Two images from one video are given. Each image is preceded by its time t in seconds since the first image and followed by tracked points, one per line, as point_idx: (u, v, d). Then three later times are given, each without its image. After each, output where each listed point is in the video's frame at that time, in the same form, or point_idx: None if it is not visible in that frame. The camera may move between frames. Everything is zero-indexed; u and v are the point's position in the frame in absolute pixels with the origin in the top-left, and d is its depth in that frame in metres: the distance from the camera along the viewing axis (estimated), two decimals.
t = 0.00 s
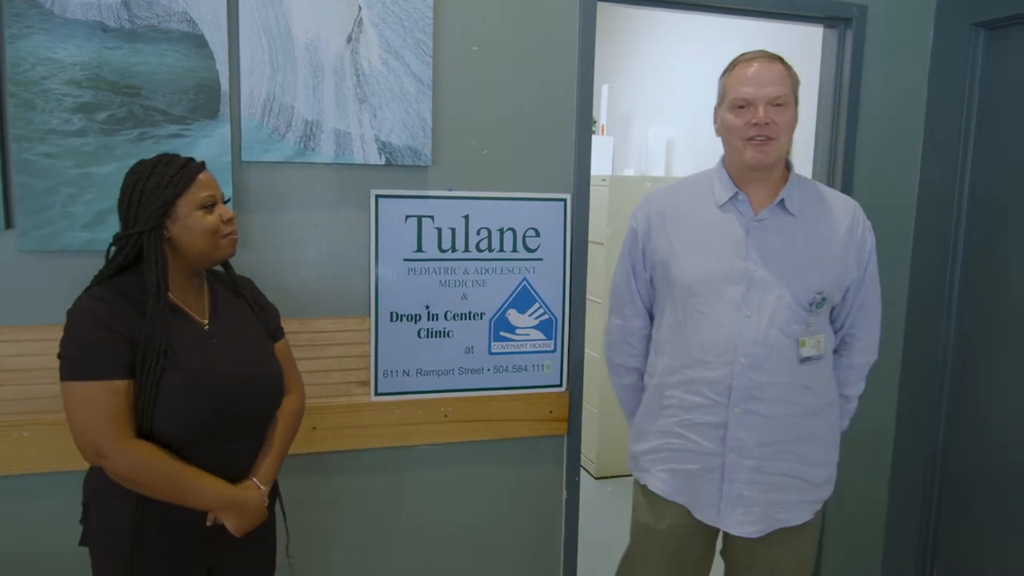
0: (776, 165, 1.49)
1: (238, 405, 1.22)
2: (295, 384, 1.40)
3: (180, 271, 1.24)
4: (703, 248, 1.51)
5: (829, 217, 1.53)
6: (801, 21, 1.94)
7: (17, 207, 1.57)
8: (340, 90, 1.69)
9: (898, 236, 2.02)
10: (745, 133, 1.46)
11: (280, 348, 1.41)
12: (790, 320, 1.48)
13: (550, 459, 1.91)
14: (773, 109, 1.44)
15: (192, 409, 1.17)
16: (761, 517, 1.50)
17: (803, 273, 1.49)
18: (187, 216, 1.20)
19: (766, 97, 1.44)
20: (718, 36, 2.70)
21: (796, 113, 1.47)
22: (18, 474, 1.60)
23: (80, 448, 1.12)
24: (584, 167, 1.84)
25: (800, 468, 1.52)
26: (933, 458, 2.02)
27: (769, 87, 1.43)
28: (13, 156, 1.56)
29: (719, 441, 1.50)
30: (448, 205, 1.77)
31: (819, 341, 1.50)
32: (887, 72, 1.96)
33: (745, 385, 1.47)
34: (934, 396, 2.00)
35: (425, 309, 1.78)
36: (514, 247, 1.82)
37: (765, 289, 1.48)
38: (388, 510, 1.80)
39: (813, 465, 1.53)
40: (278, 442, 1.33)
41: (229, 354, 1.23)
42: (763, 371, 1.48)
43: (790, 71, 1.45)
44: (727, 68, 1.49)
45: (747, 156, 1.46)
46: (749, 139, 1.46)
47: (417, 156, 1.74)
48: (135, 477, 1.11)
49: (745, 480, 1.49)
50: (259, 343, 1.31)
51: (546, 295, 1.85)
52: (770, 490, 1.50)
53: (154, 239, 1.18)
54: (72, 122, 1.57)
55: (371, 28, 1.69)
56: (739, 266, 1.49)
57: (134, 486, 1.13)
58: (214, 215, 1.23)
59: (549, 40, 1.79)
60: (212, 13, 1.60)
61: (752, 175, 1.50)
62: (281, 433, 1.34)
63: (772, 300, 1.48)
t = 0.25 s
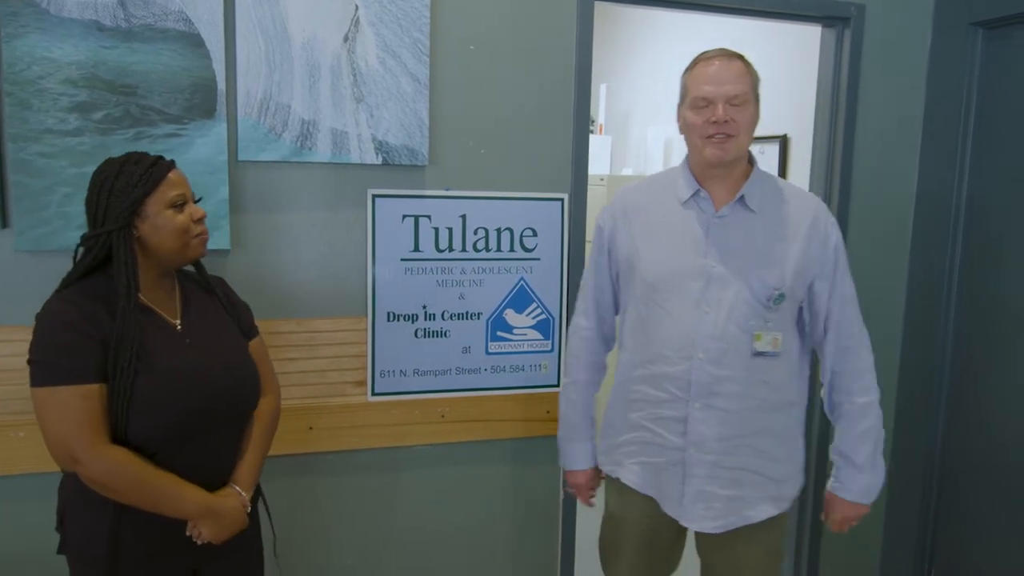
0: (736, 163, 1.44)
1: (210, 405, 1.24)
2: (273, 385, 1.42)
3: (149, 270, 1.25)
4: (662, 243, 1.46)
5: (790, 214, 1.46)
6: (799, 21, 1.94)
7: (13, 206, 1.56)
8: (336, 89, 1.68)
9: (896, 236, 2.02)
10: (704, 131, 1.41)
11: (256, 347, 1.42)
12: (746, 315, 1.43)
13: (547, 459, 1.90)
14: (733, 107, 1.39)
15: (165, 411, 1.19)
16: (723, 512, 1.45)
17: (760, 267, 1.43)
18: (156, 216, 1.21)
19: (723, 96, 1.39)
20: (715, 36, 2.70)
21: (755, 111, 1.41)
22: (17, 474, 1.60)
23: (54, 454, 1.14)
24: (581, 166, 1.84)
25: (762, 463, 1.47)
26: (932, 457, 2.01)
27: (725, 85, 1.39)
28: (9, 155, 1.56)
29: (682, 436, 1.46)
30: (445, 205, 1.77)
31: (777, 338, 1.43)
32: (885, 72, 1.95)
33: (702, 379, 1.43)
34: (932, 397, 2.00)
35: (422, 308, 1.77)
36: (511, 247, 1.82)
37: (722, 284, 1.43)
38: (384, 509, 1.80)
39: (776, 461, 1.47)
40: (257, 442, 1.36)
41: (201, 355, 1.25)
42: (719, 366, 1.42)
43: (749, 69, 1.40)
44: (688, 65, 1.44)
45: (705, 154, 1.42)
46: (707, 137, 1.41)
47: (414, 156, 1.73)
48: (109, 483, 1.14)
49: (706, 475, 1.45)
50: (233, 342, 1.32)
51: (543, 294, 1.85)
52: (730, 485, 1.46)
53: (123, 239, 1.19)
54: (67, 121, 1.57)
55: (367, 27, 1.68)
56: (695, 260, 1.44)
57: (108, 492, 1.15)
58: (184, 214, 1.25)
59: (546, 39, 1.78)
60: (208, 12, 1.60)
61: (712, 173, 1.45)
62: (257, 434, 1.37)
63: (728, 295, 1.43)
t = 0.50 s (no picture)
0: (698, 162, 1.39)
1: (186, 407, 1.32)
2: (253, 386, 1.50)
3: (123, 269, 1.32)
4: (628, 240, 1.42)
5: (756, 209, 1.40)
6: (797, 21, 1.94)
7: (9, 207, 1.57)
8: (332, 90, 1.68)
9: (894, 236, 2.01)
10: (668, 131, 1.36)
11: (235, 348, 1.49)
12: (708, 310, 1.37)
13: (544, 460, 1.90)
14: (696, 107, 1.35)
15: (142, 413, 1.26)
16: (680, 504, 1.40)
17: (722, 261, 1.38)
18: (131, 216, 1.29)
19: (685, 95, 1.34)
20: (713, 35, 2.69)
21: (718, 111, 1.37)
22: (14, 476, 1.59)
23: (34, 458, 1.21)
24: (577, 167, 1.83)
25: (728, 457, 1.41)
26: (931, 458, 2.00)
27: (687, 85, 1.34)
28: (4, 156, 1.56)
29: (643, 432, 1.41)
30: (441, 206, 1.76)
31: (740, 333, 1.37)
32: (883, 72, 1.95)
33: (664, 376, 1.38)
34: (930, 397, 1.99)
35: (417, 310, 1.77)
36: (507, 247, 1.81)
37: (686, 280, 1.38)
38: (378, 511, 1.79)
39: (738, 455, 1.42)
40: (239, 442, 1.44)
41: (177, 358, 1.32)
42: (683, 362, 1.37)
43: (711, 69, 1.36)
44: (650, 65, 1.40)
45: (670, 155, 1.37)
46: (669, 137, 1.37)
47: (410, 156, 1.73)
48: (88, 485, 1.21)
49: (665, 468, 1.39)
50: (208, 343, 1.40)
51: (539, 295, 1.85)
52: (689, 477, 1.40)
53: (97, 238, 1.26)
54: (62, 122, 1.57)
55: (363, 28, 1.68)
56: (660, 257, 1.39)
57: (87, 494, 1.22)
58: (158, 215, 1.32)
59: (542, 40, 1.78)
60: (203, 13, 1.60)
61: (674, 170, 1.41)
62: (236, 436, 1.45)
63: (691, 291, 1.37)
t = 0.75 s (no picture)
0: (672, 165, 1.37)
1: (174, 408, 1.34)
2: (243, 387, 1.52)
3: (111, 269, 1.35)
4: (598, 236, 1.41)
5: (725, 207, 1.38)
6: (797, 20, 1.93)
7: (7, 207, 1.57)
8: (330, 91, 1.68)
9: (896, 237, 2.00)
10: (642, 137, 1.34)
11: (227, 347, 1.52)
12: (677, 306, 1.34)
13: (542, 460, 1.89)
14: (668, 111, 1.33)
15: (131, 414, 1.29)
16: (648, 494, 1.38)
17: (690, 256, 1.35)
18: (118, 217, 1.32)
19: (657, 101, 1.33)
20: (712, 34, 2.67)
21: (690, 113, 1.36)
22: (13, 476, 1.59)
23: (24, 461, 1.25)
24: (577, 167, 1.83)
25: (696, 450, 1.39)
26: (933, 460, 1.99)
27: (659, 90, 1.32)
28: (2, 157, 1.56)
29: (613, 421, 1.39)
30: (440, 206, 1.76)
31: (710, 330, 1.35)
32: (885, 71, 1.94)
33: (633, 371, 1.36)
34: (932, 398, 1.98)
35: (416, 310, 1.76)
36: (506, 248, 1.81)
37: (653, 276, 1.36)
38: (376, 511, 1.79)
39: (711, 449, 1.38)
40: (230, 443, 1.47)
41: (166, 360, 1.35)
42: (651, 358, 1.36)
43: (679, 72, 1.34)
44: (619, 71, 1.38)
45: (645, 160, 1.35)
46: (643, 143, 1.35)
47: (408, 157, 1.73)
48: (77, 489, 1.24)
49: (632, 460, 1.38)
50: (197, 341, 1.43)
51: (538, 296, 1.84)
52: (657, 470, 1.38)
53: (84, 239, 1.29)
54: (60, 123, 1.57)
55: (361, 28, 1.68)
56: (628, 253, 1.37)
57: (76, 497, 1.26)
58: (145, 216, 1.35)
59: (541, 41, 1.77)
60: (201, 14, 1.60)
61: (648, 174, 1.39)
62: (225, 438, 1.48)
63: (659, 287, 1.35)
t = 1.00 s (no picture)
0: (650, 167, 1.43)
1: (173, 410, 1.35)
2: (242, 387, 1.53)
3: (109, 271, 1.36)
4: (580, 239, 1.46)
5: (702, 209, 1.44)
6: (802, 20, 1.91)
7: (9, 209, 1.58)
8: (331, 92, 1.68)
9: (903, 238, 1.99)
10: (620, 139, 1.40)
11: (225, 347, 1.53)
12: (656, 306, 1.39)
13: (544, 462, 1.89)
14: (646, 114, 1.39)
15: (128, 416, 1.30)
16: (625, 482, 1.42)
17: (668, 257, 1.40)
18: (115, 220, 1.33)
19: (634, 104, 1.38)
20: (717, 33, 2.66)
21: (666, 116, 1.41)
22: (14, 476, 1.60)
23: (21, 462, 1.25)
24: (579, 168, 1.82)
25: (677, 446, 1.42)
26: (940, 463, 1.98)
27: (636, 93, 1.38)
28: (5, 159, 1.57)
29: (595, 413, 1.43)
30: (441, 207, 1.75)
31: (689, 329, 1.39)
32: (892, 72, 1.92)
33: (612, 369, 1.41)
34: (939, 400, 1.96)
35: (417, 311, 1.76)
36: (508, 249, 1.80)
37: (633, 278, 1.41)
38: (377, 511, 1.79)
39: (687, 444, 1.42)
40: (228, 442, 1.48)
41: (164, 361, 1.35)
42: (633, 357, 1.40)
43: (655, 77, 1.40)
44: (597, 77, 1.45)
45: (623, 162, 1.41)
46: (621, 145, 1.40)
47: (409, 158, 1.73)
48: (73, 491, 1.25)
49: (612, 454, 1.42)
50: (195, 342, 1.43)
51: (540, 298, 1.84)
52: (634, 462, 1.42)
53: (81, 242, 1.30)
54: (63, 125, 1.58)
55: (362, 30, 1.68)
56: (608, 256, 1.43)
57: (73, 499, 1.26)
58: (143, 218, 1.36)
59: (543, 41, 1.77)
60: (202, 15, 1.60)
61: (627, 176, 1.45)
62: (223, 438, 1.49)
63: (638, 288, 1.40)
